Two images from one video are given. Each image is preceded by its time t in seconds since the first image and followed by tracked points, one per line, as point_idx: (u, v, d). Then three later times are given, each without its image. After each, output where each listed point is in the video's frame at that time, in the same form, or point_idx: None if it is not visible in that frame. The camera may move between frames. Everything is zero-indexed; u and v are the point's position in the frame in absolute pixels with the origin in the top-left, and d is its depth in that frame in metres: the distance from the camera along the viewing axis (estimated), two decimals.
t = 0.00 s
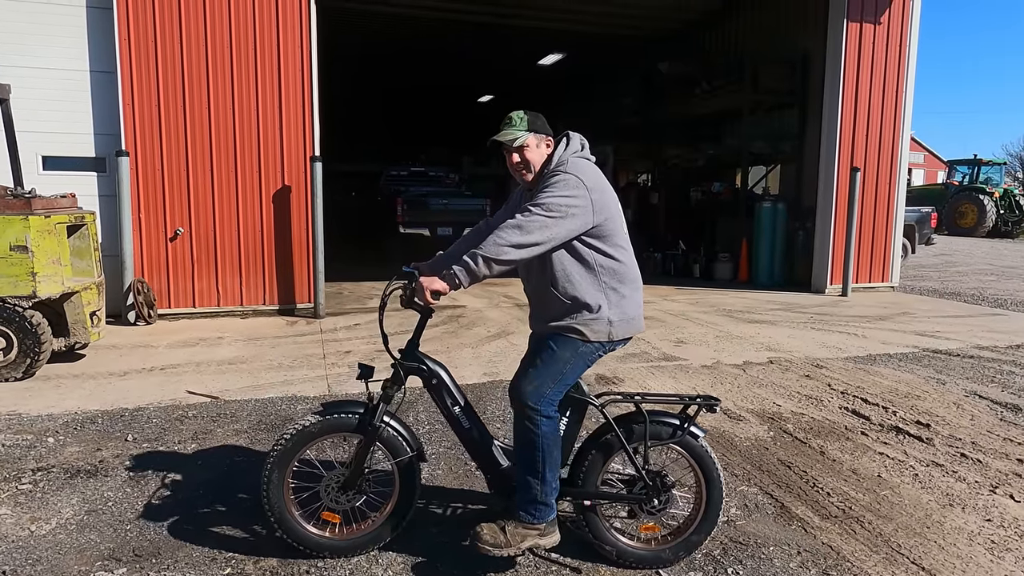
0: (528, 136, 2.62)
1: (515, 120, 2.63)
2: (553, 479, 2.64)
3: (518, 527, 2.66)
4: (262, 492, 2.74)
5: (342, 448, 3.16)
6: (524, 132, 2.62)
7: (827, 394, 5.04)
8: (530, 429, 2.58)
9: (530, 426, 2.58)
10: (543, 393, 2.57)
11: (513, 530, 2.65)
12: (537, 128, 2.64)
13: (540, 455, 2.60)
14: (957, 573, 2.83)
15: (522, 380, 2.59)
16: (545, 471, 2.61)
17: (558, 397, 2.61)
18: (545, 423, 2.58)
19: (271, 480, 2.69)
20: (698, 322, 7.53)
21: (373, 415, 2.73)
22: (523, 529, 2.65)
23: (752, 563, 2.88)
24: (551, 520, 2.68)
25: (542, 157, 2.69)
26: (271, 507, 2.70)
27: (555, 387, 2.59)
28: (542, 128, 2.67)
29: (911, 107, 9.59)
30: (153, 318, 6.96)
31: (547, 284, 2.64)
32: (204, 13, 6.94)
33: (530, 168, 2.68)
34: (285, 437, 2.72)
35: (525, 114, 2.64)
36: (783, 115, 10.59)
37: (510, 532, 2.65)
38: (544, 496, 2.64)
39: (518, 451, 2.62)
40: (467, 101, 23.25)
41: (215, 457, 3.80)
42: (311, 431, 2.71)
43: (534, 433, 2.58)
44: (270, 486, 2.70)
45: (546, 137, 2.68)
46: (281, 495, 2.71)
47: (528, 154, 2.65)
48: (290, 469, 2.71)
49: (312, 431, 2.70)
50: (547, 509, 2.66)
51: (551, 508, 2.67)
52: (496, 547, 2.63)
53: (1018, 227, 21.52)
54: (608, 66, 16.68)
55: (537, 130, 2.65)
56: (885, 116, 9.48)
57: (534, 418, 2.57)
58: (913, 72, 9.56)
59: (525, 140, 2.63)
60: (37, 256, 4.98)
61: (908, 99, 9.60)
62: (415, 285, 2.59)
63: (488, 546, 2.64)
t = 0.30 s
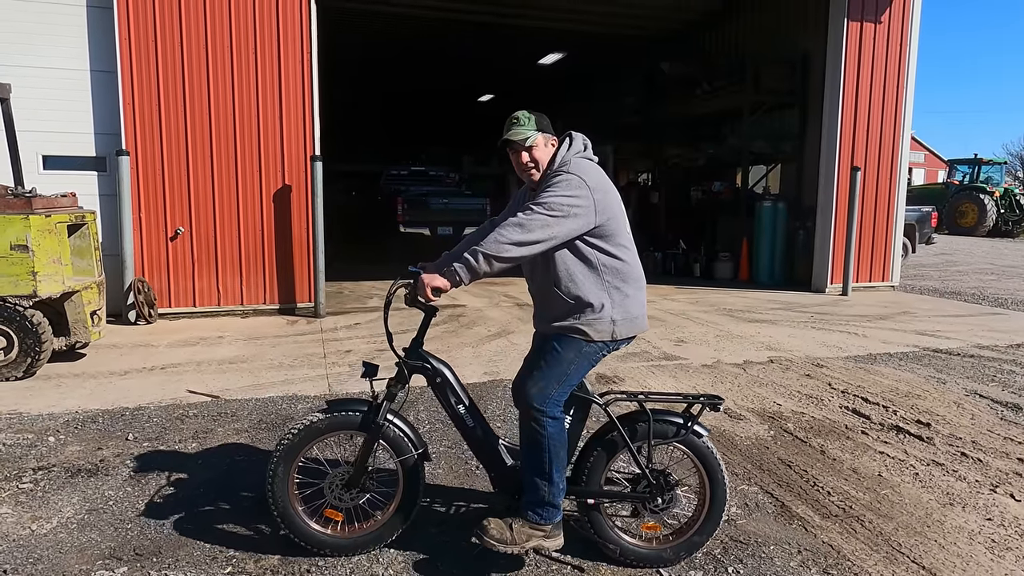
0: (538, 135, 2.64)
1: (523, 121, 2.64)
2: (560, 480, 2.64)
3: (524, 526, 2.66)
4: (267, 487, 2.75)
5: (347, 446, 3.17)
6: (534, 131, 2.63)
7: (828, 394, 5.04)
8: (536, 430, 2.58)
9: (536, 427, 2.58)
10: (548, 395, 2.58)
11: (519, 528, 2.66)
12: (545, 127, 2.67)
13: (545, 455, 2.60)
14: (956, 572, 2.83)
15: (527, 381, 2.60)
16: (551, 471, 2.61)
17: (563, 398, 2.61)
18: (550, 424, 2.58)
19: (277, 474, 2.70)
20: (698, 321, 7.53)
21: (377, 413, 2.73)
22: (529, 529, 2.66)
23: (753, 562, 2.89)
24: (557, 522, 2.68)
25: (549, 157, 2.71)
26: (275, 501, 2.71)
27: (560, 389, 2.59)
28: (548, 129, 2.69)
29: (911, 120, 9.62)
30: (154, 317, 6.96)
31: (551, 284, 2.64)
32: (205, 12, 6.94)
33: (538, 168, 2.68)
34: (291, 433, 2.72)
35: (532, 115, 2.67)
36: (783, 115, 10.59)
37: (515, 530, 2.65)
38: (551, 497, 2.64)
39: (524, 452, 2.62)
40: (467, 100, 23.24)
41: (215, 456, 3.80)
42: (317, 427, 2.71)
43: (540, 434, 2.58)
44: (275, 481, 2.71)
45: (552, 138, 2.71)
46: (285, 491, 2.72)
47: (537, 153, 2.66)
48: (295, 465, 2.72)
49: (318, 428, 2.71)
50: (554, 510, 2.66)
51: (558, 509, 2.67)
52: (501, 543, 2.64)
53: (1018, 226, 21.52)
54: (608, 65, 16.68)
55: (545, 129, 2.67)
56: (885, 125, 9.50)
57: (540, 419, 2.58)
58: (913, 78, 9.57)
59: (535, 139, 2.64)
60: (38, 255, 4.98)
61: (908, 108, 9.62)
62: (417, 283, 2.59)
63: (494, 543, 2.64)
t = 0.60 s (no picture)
0: (509, 152, 2.63)
1: (503, 131, 2.63)
2: (562, 479, 2.64)
3: (525, 525, 2.66)
4: (268, 484, 2.75)
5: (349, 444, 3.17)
6: (505, 148, 2.62)
7: (827, 393, 5.04)
8: (537, 429, 2.58)
9: (537, 426, 2.58)
10: (549, 394, 2.58)
11: (520, 526, 2.66)
12: (520, 142, 2.61)
13: (547, 454, 2.60)
14: (955, 571, 2.83)
15: (528, 380, 2.59)
16: (553, 470, 2.61)
17: (564, 397, 2.61)
18: (552, 423, 2.58)
19: (279, 470, 2.71)
20: (697, 321, 7.53)
21: (379, 411, 2.73)
22: (530, 527, 2.66)
23: (751, 561, 2.89)
24: (558, 521, 2.68)
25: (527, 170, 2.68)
26: (276, 498, 2.71)
27: (561, 388, 2.59)
28: (529, 140, 2.61)
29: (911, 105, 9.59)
30: (153, 317, 6.96)
31: (552, 283, 2.64)
32: (203, 13, 6.94)
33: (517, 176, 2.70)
34: (294, 430, 2.72)
35: (514, 123, 2.61)
36: (782, 114, 10.59)
37: (516, 529, 2.65)
38: (553, 496, 2.64)
39: (526, 451, 2.62)
40: (467, 100, 23.25)
41: (214, 456, 3.79)
42: (319, 425, 2.71)
43: (541, 432, 2.58)
44: (276, 477, 2.71)
45: (533, 149, 2.64)
46: (286, 488, 2.72)
47: (513, 165, 2.66)
48: (297, 462, 2.72)
49: (321, 426, 2.71)
50: (555, 509, 2.66)
51: (559, 508, 2.67)
52: (502, 541, 2.64)
53: (1017, 226, 21.54)
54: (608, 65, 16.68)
55: (521, 143, 2.61)
56: (885, 113, 9.48)
57: (541, 418, 2.57)
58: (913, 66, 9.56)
59: (509, 153, 2.63)
60: (37, 254, 4.98)
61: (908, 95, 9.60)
62: (417, 281, 2.59)
63: (495, 541, 2.64)
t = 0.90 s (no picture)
0: (500, 156, 2.63)
1: (496, 132, 2.63)
2: (557, 479, 2.64)
3: (520, 524, 2.66)
4: (262, 484, 2.74)
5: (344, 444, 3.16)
6: (496, 151, 2.62)
7: (821, 393, 5.05)
8: (532, 428, 2.58)
9: (532, 425, 2.58)
10: (544, 393, 2.57)
11: (515, 526, 2.65)
12: (511, 146, 2.60)
13: (542, 454, 2.60)
14: (949, 570, 2.84)
15: (523, 379, 2.59)
16: (548, 470, 2.61)
17: (559, 396, 2.61)
18: (547, 422, 2.58)
19: (273, 471, 2.69)
20: (693, 321, 7.54)
21: (373, 411, 2.72)
22: (525, 527, 2.65)
23: (746, 560, 2.89)
24: (553, 520, 2.68)
25: (518, 173, 2.68)
26: (270, 499, 2.69)
27: (555, 387, 2.59)
28: (519, 145, 2.60)
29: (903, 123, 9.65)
30: (147, 317, 6.93)
31: (547, 283, 2.64)
32: (198, 13, 6.92)
33: (510, 178, 2.71)
34: (288, 430, 2.71)
35: (506, 126, 2.60)
36: (777, 115, 10.62)
37: (512, 528, 2.65)
38: (548, 496, 2.64)
39: (521, 451, 2.62)
40: (462, 100, 23.25)
41: (209, 456, 3.78)
42: (314, 425, 2.70)
43: (536, 432, 2.58)
44: (271, 478, 2.69)
45: (524, 153, 2.63)
46: (281, 488, 2.70)
47: (505, 168, 2.67)
48: (291, 462, 2.72)
49: (316, 426, 2.70)
50: (550, 509, 2.66)
51: (554, 507, 2.67)
52: (497, 541, 2.63)
53: (1011, 226, 21.65)
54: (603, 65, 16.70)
55: (512, 148, 2.61)
56: (878, 133, 9.55)
57: (536, 417, 2.57)
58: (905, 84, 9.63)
59: (499, 157, 2.64)
60: (30, 254, 4.97)
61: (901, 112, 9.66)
62: (412, 281, 2.58)
63: (490, 540, 2.64)
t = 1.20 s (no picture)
0: (491, 160, 2.65)
1: (488, 136, 2.64)
2: (551, 481, 2.65)
3: (514, 526, 2.66)
4: (256, 488, 2.74)
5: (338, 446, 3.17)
6: (488, 155, 2.63)
7: (817, 395, 5.07)
8: (526, 430, 2.59)
9: (526, 427, 2.58)
10: (538, 395, 2.58)
11: (509, 528, 2.66)
12: (502, 151, 2.61)
13: (536, 456, 2.60)
14: (944, 571, 2.85)
15: (517, 382, 2.60)
16: (542, 472, 2.62)
17: (552, 398, 2.62)
18: (540, 425, 2.59)
19: (266, 475, 2.69)
20: (689, 323, 7.55)
21: (367, 414, 2.73)
22: (519, 529, 2.66)
23: (742, 562, 2.90)
24: (547, 522, 2.69)
25: (510, 177, 2.70)
26: (265, 503, 2.70)
27: (549, 389, 2.60)
28: (510, 151, 2.61)
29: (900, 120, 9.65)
30: (144, 319, 6.92)
31: (540, 285, 2.65)
32: (195, 15, 6.93)
33: (502, 181, 2.72)
34: (282, 434, 2.72)
35: (498, 131, 2.60)
36: (773, 117, 10.65)
37: (506, 530, 2.65)
38: (542, 498, 2.64)
39: (515, 453, 2.63)
40: (460, 103, 23.27)
41: (205, 459, 3.78)
42: (307, 429, 2.70)
43: (529, 434, 2.59)
44: (265, 482, 2.69)
45: (515, 159, 2.64)
46: (275, 492, 2.71)
47: (498, 172, 2.69)
48: (285, 466, 2.72)
49: (309, 429, 2.70)
50: (544, 511, 2.66)
51: (548, 509, 2.68)
52: (491, 543, 2.64)
53: (1006, 229, 21.72)
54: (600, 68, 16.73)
55: (504, 153, 2.62)
56: (874, 130, 9.56)
57: (530, 420, 2.58)
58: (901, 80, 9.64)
59: (491, 161, 2.65)
60: (26, 257, 4.97)
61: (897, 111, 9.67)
62: (406, 284, 2.59)
63: (484, 542, 2.64)
